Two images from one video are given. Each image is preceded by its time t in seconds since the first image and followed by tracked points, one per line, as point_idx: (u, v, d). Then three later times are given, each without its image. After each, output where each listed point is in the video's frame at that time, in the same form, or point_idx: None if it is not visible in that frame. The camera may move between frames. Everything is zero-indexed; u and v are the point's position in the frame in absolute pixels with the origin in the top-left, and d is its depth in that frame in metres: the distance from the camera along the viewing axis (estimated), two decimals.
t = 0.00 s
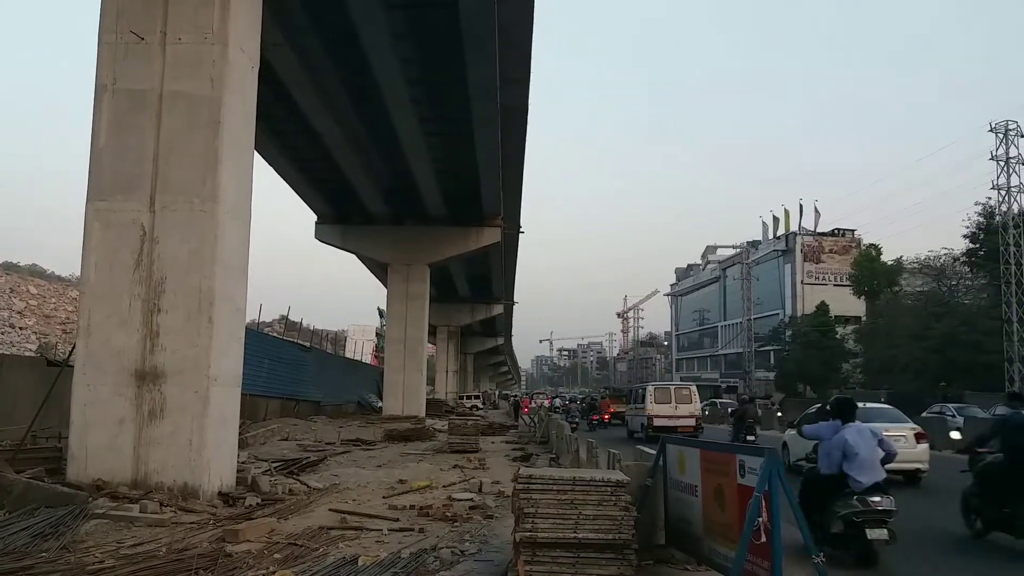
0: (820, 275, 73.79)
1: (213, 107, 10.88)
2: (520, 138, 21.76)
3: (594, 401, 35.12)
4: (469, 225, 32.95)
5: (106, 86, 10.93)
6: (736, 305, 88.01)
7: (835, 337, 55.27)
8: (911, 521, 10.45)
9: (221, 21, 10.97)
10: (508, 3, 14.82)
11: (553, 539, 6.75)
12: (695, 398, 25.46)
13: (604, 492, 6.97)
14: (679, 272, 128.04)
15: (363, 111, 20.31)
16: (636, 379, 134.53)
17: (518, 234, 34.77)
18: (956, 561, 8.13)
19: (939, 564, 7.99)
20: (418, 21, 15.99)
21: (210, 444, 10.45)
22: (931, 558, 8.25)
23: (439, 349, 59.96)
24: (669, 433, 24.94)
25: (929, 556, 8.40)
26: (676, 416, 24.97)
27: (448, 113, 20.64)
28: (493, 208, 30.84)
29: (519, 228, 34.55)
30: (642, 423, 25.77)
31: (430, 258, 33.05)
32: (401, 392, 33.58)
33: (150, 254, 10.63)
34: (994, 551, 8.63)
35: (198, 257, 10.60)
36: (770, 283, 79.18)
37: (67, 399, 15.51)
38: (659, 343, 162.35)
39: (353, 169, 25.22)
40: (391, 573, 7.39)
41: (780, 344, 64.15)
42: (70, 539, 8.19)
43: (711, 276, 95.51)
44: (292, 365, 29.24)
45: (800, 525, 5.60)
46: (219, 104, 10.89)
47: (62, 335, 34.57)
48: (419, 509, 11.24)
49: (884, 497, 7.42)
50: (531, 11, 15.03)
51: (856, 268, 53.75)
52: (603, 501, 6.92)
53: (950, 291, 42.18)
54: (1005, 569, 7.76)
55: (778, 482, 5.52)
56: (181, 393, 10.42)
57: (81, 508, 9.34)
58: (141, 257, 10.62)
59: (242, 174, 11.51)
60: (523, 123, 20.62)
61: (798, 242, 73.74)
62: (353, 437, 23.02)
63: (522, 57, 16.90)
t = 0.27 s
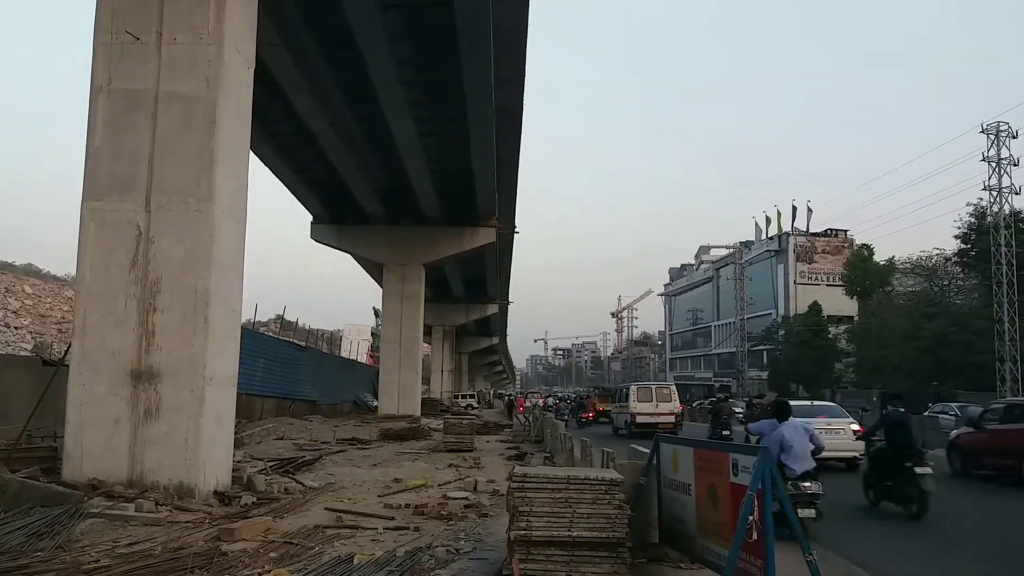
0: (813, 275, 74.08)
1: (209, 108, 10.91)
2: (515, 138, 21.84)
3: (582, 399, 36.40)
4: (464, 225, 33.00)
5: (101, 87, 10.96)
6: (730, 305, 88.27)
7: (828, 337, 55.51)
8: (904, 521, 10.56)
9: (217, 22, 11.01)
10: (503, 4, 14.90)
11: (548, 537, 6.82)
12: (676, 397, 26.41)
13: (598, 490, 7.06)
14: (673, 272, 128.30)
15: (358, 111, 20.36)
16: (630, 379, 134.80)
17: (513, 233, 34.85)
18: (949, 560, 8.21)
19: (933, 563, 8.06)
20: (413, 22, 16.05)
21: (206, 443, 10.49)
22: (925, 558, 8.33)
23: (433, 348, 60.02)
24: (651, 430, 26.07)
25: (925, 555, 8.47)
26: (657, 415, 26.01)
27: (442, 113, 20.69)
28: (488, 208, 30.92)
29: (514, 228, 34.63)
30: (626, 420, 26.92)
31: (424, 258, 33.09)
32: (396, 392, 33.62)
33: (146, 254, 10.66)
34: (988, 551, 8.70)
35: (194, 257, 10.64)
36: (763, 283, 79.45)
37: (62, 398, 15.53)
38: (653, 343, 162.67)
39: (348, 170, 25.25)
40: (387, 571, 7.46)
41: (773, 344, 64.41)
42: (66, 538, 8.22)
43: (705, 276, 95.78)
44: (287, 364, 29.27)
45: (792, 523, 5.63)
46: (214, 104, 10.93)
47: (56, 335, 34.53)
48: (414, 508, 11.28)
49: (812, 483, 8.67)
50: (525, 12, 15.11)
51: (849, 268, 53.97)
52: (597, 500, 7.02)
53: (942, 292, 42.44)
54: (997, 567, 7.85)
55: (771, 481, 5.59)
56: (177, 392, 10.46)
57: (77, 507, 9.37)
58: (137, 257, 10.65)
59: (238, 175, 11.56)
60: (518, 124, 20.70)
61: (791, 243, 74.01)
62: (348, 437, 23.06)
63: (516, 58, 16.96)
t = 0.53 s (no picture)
0: (810, 275, 74.18)
1: (205, 107, 10.90)
2: (512, 139, 21.86)
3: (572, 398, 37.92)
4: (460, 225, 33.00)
5: (98, 86, 10.95)
6: (727, 305, 88.38)
7: (824, 337, 55.61)
8: (899, 521, 10.60)
9: (213, 21, 11.01)
10: (499, 5, 14.91)
11: (544, 537, 6.82)
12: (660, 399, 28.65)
13: (594, 491, 7.08)
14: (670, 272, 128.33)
15: (355, 111, 20.35)
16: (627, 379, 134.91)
17: (509, 233, 34.87)
18: (944, 559, 8.26)
19: (935, 563, 8.05)
20: (410, 22, 16.05)
21: (202, 443, 10.49)
22: (921, 557, 8.38)
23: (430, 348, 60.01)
24: (637, 427, 28.10)
25: (920, 555, 8.52)
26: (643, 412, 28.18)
27: (439, 113, 20.70)
28: (484, 208, 30.94)
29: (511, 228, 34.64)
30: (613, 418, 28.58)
31: (420, 258, 33.08)
32: (393, 392, 33.63)
33: (142, 254, 10.65)
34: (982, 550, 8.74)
35: (190, 257, 10.64)
36: (760, 283, 79.55)
37: (58, 398, 15.52)
38: (650, 343, 162.76)
39: (345, 170, 25.25)
40: (382, 571, 7.45)
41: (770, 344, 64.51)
42: (62, 538, 8.22)
43: (701, 276, 95.87)
44: (283, 364, 29.24)
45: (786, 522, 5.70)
46: (211, 104, 10.92)
47: (53, 334, 34.49)
48: (411, 508, 11.29)
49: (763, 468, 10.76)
50: (522, 13, 15.13)
51: (846, 268, 54.03)
52: (593, 500, 7.03)
53: (938, 292, 42.51)
54: (993, 566, 7.89)
55: (767, 482, 5.60)
56: (173, 392, 10.46)
57: (73, 507, 9.36)
58: (133, 257, 10.64)
59: (235, 175, 11.55)
60: (514, 124, 20.72)
61: (787, 243, 74.10)
62: (344, 437, 23.05)
63: (513, 59, 16.98)
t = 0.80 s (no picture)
0: (807, 276, 74.23)
1: (203, 106, 10.90)
2: (509, 138, 21.85)
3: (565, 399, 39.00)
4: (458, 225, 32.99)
5: (95, 85, 10.94)
6: (724, 306, 88.41)
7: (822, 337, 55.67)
8: (898, 521, 10.60)
9: (212, 20, 11.00)
10: (497, 5, 14.91)
11: (542, 537, 6.80)
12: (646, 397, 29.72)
13: (592, 490, 7.09)
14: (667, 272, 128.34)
15: (353, 110, 20.34)
16: (624, 379, 134.95)
17: (507, 233, 34.87)
18: (942, 559, 8.25)
19: (936, 563, 8.04)
20: (408, 22, 16.04)
21: (200, 443, 10.49)
22: (918, 557, 8.38)
23: (427, 348, 60.02)
24: (625, 425, 29.39)
25: (919, 554, 8.51)
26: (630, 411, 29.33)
27: (437, 112, 20.68)
28: (482, 208, 30.94)
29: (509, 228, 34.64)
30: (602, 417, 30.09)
31: (419, 257, 33.08)
32: (390, 392, 33.60)
33: (140, 253, 10.65)
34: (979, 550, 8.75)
35: (188, 255, 10.63)
36: (757, 283, 79.60)
37: (55, 397, 15.50)
38: (647, 343, 162.78)
39: (343, 169, 25.24)
40: (380, 571, 7.44)
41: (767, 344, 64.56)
42: (59, 537, 8.21)
43: (699, 276, 95.91)
44: (281, 364, 29.22)
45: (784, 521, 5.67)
46: (209, 103, 10.91)
47: (50, 333, 34.44)
48: (409, 507, 11.27)
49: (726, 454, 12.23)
50: (520, 13, 15.13)
51: (843, 269, 54.07)
52: (592, 500, 7.04)
53: (936, 292, 42.55)
54: (993, 566, 7.90)
55: (765, 481, 5.59)
56: (171, 391, 10.46)
57: (71, 506, 9.36)
58: (131, 256, 10.64)
59: (233, 174, 11.55)
60: (513, 124, 20.73)
61: (785, 243, 74.16)
62: (342, 436, 23.03)
63: (511, 59, 16.99)
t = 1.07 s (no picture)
0: (806, 275, 74.27)
1: (202, 105, 10.90)
2: (509, 138, 21.86)
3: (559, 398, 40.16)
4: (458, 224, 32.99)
5: (94, 84, 10.93)
6: (723, 305, 88.43)
7: (820, 337, 55.71)
8: (898, 522, 10.61)
9: (211, 19, 11.00)
10: (496, 4, 14.91)
11: (540, 536, 6.81)
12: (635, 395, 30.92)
13: (591, 489, 7.09)
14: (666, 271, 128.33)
15: (353, 109, 20.33)
16: (623, 378, 134.98)
17: (506, 232, 34.88)
18: (943, 560, 8.24)
19: (934, 564, 8.06)
20: (408, 20, 16.04)
21: (198, 441, 10.49)
22: (919, 558, 8.37)
23: (426, 347, 60.06)
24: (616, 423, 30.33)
25: (917, 555, 8.53)
26: (620, 409, 30.58)
27: (437, 111, 20.68)
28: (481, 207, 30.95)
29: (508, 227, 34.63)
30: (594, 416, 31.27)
31: (418, 256, 33.09)
32: (389, 391, 33.60)
33: (138, 252, 10.65)
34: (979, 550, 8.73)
35: (187, 254, 10.63)
36: (757, 283, 79.64)
37: (54, 396, 15.50)
38: (646, 342, 162.78)
39: (342, 168, 25.23)
40: (378, 570, 7.45)
41: (766, 344, 64.59)
42: (58, 536, 8.22)
43: (698, 276, 95.95)
44: (280, 363, 29.21)
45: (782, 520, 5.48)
46: (208, 101, 10.92)
47: (49, 332, 34.43)
48: (407, 507, 11.29)
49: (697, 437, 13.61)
50: (519, 12, 15.14)
51: (841, 268, 54.06)
52: (590, 499, 7.04)
53: (935, 292, 42.59)
54: (991, 567, 7.91)
55: (764, 480, 5.61)
56: (169, 390, 10.46)
57: (70, 504, 9.36)
58: (130, 255, 10.63)
59: (232, 173, 11.55)
60: (512, 124, 20.73)
61: (784, 243, 74.19)
62: (340, 436, 23.02)
63: (510, 59, 17.00)
